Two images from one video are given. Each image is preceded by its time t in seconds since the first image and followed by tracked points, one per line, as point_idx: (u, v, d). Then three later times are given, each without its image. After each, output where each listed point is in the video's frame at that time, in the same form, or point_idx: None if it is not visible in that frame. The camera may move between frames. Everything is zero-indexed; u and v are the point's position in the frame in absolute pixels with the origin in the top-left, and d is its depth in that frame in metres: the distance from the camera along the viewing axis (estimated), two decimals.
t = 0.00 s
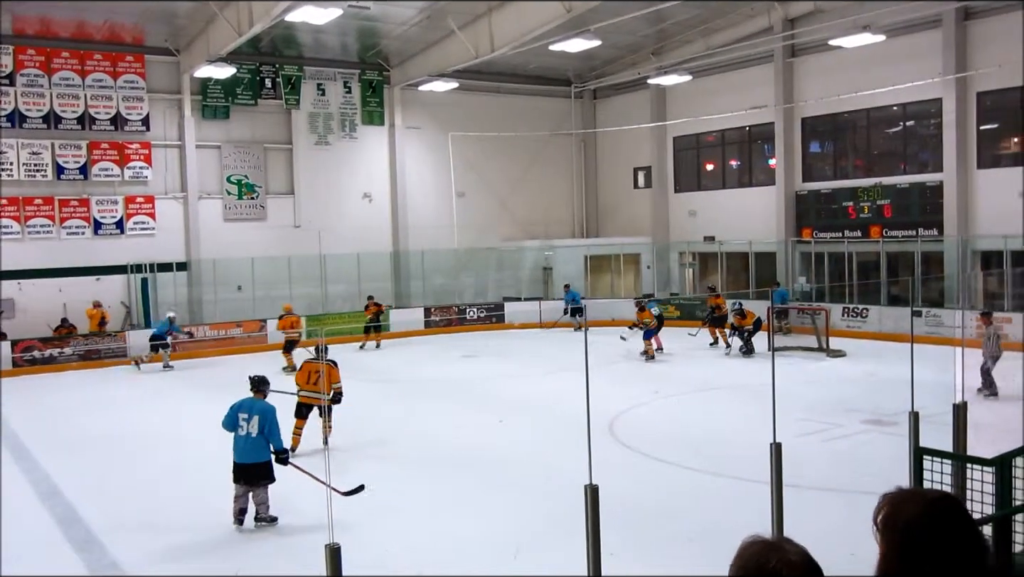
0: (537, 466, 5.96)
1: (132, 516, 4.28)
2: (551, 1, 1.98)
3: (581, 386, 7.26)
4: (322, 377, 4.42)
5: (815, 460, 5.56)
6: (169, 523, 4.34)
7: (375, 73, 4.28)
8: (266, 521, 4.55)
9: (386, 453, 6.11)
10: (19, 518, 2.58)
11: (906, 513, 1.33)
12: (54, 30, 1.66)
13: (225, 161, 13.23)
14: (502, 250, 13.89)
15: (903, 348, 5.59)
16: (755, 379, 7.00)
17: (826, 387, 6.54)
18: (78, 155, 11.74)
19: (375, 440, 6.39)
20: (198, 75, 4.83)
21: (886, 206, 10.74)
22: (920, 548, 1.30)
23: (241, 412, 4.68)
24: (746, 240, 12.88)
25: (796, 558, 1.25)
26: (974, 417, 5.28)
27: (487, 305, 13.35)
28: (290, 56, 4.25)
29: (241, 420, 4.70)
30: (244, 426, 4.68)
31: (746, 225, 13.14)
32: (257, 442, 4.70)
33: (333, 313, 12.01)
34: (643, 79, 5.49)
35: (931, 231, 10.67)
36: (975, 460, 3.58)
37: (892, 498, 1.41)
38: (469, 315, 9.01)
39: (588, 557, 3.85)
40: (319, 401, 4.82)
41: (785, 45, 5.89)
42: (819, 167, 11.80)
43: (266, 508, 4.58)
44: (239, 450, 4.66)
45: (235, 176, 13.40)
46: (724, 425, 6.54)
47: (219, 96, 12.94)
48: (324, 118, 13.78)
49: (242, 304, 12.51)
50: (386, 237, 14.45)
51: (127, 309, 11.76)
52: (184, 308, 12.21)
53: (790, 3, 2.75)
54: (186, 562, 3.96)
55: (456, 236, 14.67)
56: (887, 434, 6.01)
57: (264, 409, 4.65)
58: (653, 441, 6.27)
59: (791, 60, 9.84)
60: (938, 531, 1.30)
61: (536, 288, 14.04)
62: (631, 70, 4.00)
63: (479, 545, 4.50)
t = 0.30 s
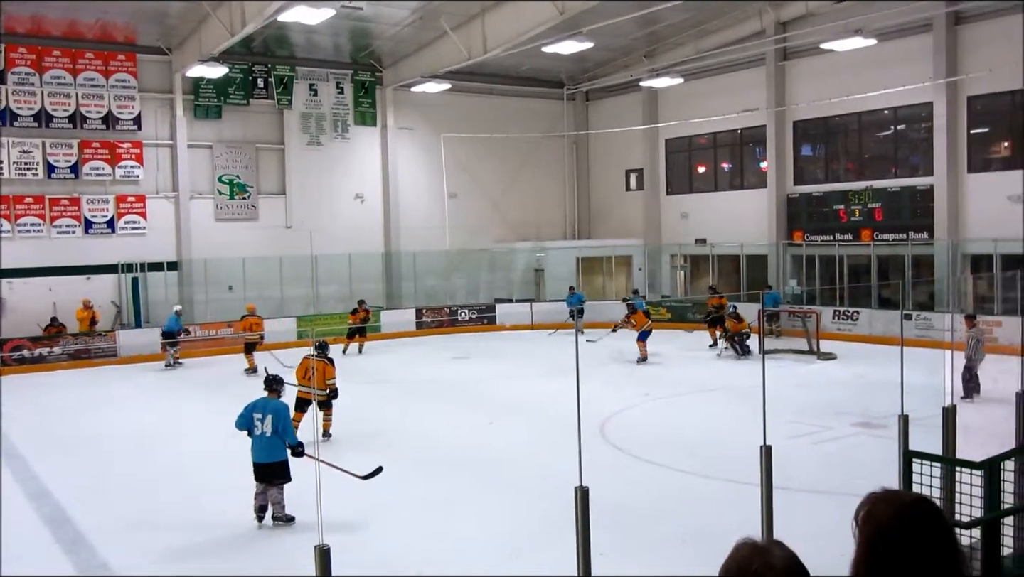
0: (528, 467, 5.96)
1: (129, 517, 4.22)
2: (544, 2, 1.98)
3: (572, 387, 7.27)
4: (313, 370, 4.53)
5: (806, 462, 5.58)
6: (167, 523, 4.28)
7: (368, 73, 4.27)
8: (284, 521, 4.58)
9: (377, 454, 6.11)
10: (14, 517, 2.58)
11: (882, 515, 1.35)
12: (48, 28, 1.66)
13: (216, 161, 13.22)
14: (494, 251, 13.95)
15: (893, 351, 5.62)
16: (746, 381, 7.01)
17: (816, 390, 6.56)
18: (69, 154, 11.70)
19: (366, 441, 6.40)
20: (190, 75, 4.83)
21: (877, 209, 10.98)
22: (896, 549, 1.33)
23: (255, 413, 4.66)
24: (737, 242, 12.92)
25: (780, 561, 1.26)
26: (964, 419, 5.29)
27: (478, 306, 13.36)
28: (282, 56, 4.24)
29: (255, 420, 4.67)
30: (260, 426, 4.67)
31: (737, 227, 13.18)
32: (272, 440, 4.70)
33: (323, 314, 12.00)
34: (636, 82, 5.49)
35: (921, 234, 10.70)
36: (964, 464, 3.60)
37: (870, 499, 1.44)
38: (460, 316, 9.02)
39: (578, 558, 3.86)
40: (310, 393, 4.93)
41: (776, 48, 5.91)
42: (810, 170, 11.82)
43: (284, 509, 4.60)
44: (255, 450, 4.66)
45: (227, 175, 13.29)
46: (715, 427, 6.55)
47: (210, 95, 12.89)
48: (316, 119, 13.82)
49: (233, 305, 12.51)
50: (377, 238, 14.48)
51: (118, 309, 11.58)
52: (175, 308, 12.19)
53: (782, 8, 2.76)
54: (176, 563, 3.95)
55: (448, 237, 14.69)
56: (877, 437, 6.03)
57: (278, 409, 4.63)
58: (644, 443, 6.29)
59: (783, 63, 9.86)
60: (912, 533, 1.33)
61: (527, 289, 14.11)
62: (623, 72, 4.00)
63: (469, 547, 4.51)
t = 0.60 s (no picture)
0: (520, 469, 5.96)
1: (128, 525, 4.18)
2: (535, 3, 1.95)
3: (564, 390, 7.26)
4: (322, 370, 4.64)
5: (795, 464, 5.59)
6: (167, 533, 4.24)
7: (359, 74, 4.26)
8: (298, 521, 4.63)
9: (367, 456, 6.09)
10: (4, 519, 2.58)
11: (865, 519, 1.35)
12: (38, 28, 1.65)
13: (208, 162, 13.25)
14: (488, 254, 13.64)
15: (884, 353, 5.62)
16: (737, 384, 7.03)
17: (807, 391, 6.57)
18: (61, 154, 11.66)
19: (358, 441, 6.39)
20: (182, 75, 4.81)
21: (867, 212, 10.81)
22: (880, 552, 1.33)
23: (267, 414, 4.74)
24: (729, 244, 12.94)
25: (767, 564, 1.26)
26: (954, 421, 5.30)
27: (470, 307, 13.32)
28: (274, 57, 4.23)
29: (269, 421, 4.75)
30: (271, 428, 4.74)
31: (728, 229, 13.21)
32: (284, 441, 4.75)
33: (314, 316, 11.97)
34: (627, 85, 5.49)
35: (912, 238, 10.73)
36: (954, 466, 3.60)
37: (856, 500, 1.44)
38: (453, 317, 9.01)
39: (569, 560, 3.86)
40: (319, 393, 5.03)
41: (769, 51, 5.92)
42: (802, 173, 11.80)
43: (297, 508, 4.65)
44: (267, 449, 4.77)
45: (218, 176, 13.29)
46: (705, 429, 6.57)
47: (203, 96, 12.90)
48: (308, 119, 13.86)
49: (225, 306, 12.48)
50: (370, 239, 14.47)
51: (109, 309, 11.56)
52: (167, 309, 12.16)
53: (774, 11, 2.76)
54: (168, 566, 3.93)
55: (440, 238, 14.69)
56: (866, 439, 6.03)
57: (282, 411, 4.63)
58: (635, 445, 6.29)
59: (775, 66, 9.86)
60: (897, 535, 1.33)
61: (519, 291, 14.06)
62: (615, 74, 3.99)
63: (460, 549, 4.50)
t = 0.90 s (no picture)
0: (510, 469, 5.96)
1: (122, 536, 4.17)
2: (526, 3, 1.93)
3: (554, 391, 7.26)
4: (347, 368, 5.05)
5: (786, 465, 5.59)
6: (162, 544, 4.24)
7: (349, 76, 4.25)
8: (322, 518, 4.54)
9: (357, 457, 6.08)
10: None
11: (859, 522, 1.35)
12: (24, 28, 1.62)
13: (199, 163, 13.31)
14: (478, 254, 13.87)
15: (874, 354, 5.63)
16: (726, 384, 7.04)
17: (795, 391, 6.59)
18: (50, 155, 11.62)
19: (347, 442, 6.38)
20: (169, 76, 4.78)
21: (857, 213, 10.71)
22: (873, 555, 1.33)
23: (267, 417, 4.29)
24: (720, 245, 12.98)
25: (757, 566, 1.26)
26: (944, 422, 5.32)
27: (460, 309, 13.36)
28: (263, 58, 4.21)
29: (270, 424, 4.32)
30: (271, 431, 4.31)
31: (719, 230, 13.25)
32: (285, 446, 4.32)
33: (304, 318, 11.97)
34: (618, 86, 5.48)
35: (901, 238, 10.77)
36: (944, 466, 3.60)
37: (848, 501, 1.44)
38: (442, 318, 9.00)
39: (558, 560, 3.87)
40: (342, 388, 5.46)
41: (759, 52, 5.91)
42: (792, 173, 11.83)
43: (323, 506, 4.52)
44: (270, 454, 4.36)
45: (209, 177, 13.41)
46: (695, 430, 6.57)
47: (192, 97, 12.92)
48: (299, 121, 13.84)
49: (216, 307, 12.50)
50: (360, 239, 14.54)
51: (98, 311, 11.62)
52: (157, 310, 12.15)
53: (764, 12, 2.76)
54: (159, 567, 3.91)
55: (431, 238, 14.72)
56: (856, 439, 6.05)
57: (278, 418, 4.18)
58: (625, 446, 6.29)
59: (765, 67, 9.89)
60: (888, 536, 1.33)
61: (510, 293, 14.11)
62: (605, 75, 3.98)
63: (450, 549, 4.51)
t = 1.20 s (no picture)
0: (497, 470, 5.96)
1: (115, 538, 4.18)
2: (513, 3, 1.93)
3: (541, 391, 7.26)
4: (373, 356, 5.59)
5: (773, 465, 5.62)
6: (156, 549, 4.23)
7: (336, 76, 4.23)
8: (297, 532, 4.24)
9: (343, 456, 6.08)
10: None
11: (847, 521, 1.36)
12: (9, 28, 1.59)
13: (184, 163, 13.40)
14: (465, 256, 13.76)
15: (859, 355, 5.64)
16: (712, 383, 7.06)
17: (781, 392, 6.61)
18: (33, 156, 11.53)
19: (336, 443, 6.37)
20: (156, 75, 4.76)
21: (843, 214, 10.47)
22: (860, 556, 1.33)
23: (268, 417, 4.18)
24: (706, 246, 13.03)
25: (742, 566, 1.26)
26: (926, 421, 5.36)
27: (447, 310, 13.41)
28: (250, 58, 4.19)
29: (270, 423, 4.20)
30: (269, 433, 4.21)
31: (706, 231, 13.27)
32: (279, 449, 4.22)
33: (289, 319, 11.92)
34: (605, 88, 5.47)
35: (886, 239, 10.82)
36: (927, 466, 3.62)
37: (836, 501, 1.44)
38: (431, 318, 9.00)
39: (544, 561, 3.87)
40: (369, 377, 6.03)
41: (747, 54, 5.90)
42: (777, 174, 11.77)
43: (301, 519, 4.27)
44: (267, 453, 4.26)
45: (195, 177, 13.45)
46: (681, 430, 6.59)
47: (178, 97, 13.00)
48: (285, 121, 13.65)
49: (201, 308, 12.62)
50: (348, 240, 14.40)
51: (83, 311, 11.47)
52: (142, 311, 12.15)
53: (753, 13, 2.75)
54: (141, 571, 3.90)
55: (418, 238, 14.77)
56: (840, 439, 6.08)
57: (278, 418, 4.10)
58: (611, 446, 6.31)
59: (750, 69, 9.92)
60: (876, 535, 1.34)
61: (497, 294, 14.14)
62: (593, 76, 3.98)
63: (437, 550, 4.51)
